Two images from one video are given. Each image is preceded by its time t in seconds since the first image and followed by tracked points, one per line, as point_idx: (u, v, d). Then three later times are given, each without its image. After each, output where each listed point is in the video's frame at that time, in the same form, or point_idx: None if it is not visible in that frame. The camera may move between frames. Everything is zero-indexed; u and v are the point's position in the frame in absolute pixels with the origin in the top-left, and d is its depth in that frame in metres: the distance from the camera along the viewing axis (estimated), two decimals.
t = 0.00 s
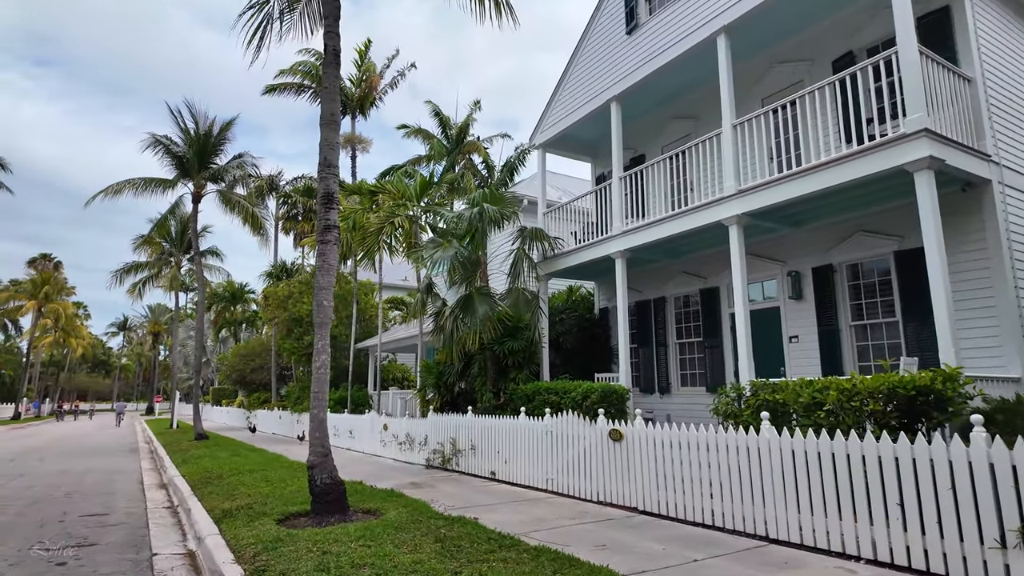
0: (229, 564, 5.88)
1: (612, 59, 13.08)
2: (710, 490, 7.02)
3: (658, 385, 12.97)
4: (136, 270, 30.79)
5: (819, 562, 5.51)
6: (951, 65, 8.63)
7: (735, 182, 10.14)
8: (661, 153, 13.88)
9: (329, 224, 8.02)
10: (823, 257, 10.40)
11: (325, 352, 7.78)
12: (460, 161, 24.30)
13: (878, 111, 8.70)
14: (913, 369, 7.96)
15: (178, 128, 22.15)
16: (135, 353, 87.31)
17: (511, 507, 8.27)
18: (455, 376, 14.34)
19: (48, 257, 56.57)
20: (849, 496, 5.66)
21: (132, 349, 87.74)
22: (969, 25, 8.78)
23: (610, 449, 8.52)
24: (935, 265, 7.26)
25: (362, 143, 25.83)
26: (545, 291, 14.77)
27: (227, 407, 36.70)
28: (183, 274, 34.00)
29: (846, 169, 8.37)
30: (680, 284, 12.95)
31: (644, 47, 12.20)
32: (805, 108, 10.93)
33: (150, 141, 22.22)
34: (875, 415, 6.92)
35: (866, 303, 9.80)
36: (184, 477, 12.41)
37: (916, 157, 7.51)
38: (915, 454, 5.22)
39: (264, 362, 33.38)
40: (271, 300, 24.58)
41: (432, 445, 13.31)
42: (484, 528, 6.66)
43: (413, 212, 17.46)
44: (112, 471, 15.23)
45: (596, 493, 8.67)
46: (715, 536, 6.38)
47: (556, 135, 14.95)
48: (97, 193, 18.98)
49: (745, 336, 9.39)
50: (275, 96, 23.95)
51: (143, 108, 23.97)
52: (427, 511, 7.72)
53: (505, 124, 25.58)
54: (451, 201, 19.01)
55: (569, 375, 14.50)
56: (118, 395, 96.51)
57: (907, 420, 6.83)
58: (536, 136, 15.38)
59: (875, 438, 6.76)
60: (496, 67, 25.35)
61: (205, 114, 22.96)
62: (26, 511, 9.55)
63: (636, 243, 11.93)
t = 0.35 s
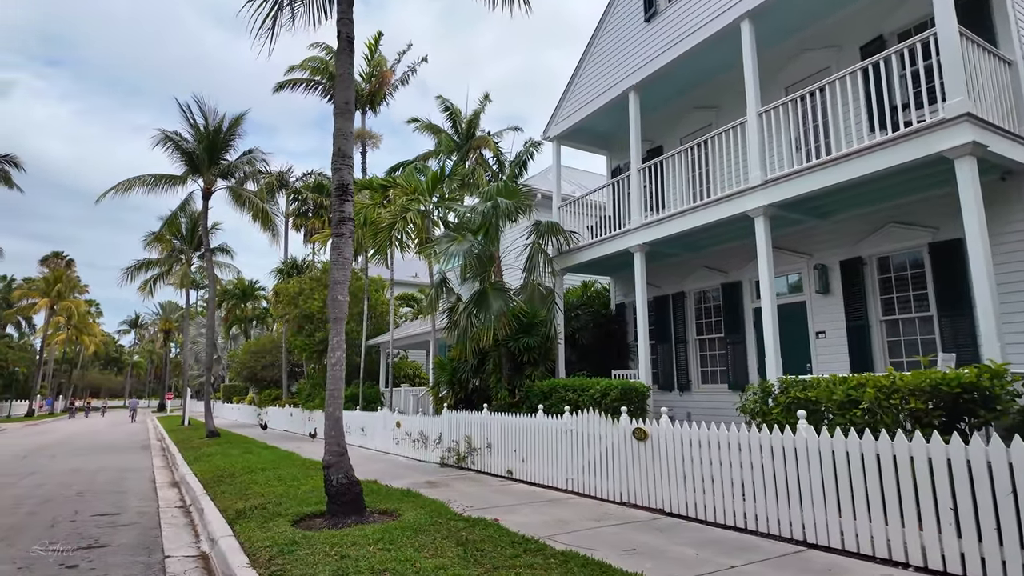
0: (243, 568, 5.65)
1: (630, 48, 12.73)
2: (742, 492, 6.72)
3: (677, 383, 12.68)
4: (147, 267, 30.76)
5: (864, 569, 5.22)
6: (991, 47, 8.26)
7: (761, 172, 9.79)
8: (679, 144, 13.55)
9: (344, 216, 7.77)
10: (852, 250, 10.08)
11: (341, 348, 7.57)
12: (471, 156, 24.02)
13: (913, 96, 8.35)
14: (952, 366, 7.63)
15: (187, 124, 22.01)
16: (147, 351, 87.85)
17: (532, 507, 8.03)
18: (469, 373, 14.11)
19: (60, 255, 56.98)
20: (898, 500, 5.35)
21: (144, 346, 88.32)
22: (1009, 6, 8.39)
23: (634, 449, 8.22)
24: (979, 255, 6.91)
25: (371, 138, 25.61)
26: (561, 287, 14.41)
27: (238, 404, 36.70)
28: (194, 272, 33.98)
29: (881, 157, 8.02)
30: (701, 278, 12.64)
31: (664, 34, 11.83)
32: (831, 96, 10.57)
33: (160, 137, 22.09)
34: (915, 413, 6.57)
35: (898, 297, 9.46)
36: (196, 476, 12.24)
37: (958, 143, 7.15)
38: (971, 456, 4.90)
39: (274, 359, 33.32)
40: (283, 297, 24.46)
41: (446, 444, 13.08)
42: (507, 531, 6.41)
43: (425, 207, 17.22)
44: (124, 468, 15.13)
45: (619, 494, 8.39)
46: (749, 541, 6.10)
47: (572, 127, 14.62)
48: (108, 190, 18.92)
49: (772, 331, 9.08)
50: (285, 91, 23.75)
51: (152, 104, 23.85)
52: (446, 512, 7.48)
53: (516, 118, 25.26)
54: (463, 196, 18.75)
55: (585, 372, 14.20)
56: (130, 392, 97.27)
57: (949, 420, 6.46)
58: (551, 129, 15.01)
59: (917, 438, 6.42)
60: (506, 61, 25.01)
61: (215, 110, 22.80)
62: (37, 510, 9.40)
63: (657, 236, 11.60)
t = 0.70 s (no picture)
0: (262, 573, 5.42)
1: (651, 37, 12.37)
2: (780, 494, 6.41)
3: (700, 380, 12.37)
4: (159, 265, 30.74)
5: None
6: None
7: (791, 163, 9.45)
8: (701, 136, 13.23)
9: (362, 208, 7.53)
10: (885, 243, 9.73)
11: (360, 345, 7.35)
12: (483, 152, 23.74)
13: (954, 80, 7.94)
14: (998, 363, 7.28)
15: (199, 121, 21.88)
16: (159, 349, 88.38)
17: (558, 509, 7.77)
18: (485, 371, 13.85)
19: (73, 254, 57.35)
20: (955, 506, 5.00)
21: (156, 344, 88.85)
22: None
23: (662, 449, 7.93)
24: None
25: (383, 134, 25.39)
26: (579, 283, 13.96)
27: (250, 401, 36.68)
28: (206, 270, 33.96)
29: (921, 145, 7.67)
30: (724, 273, 12.32)
31: (687, 22, 11.46)
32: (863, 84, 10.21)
33: (171, 134, 21.97)
34: (963, 412, 6.17)
35: (935, 291, 9.10)
36: (211, 474, 12.07)
37: (1006, 129, 6.79)
38: None
39: (286, 357, 33.23)
40: (295, 294, 24.32)
41: (463, 442, 12.84)
42: (535, 535, 6.15)
43: (439, 202, 16.97)
44: (137, 466, 15.01)
45: (646, 495, 8.10)
46: (791, 547, 5.81)
47: (590, 119, 14.30)
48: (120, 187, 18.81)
49: (804, 328, 8.75)
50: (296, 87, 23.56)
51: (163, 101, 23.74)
52: (469, 514, 7.24)
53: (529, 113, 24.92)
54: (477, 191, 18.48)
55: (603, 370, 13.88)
56: (142, 389, 97.97)
57: (1000, 419, 6.00)
58: (568, 121, 14.66)
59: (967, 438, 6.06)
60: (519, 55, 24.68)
61: (226, 106, 22.65)
62: (52, 509, 9.25)
63: (680, 230, 11.27)
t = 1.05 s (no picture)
0: None
1: (672, 26, 11.99)
2: (822, 500, 6.10)
3: (723, 379, 12.07)
4: (171, 264, 30.77)
5: None
6: None
7: (823, 154, 9.09)
8: (723, 129, 12.89)
9: (381, 202, 7.28)
10: (921, 237, 9.36)
11: (379, 343, 7.12)
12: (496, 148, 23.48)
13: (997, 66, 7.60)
14: None
15: (211, 119, 21.79)
16: (172, 348, 88.93)
17: (584, 513, 7.50)
18: (502, 370, 13.58)
19: (89, 254, 57.91)
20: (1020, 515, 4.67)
21: (169, 343, 89.42)
22: None
23: (692, 452, 7.62)
24: None
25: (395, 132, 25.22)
26: (598, 280, 13.64)
27: (263, 400, 36.71)
28: (219, 269, 33.97)
29: (964, 134, 7.31)
30: (749, 270, 11.99)
31: (710, 9, 11.03)
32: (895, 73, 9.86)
33: (184, 132, 21.90)
34: (1016, 413, 5.81)
35: (975, 287, 8.74)
36: (225, 475, 11.91)
37: None
38: None
39: (299, 355, 33.19)
40: (308, 293, 24.21)
41: (480, 443, 12.58)
42: (564, 542, 5.90)
43: (454, 199, 16.72)
44: (151, 466, 14.88)
45: (675, 500, 7.79)
46: (836, 557, 5.51)
47: (608, 113, 13.96)
48: (134, 185, 18.74)
49: (837, 325, 8.42)
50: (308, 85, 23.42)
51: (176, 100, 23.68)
52: (493, 518, 6.98)
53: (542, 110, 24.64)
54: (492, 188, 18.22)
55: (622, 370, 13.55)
56: (156, 388, 98.72)
57: None
58: (585, 115, 14.34)
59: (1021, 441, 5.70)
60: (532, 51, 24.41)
61: (238, 104, 22.55)
62: (65, 511, 9.11)
63: (703, 225, 10.94)
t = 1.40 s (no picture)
0: None
1: (694, 12, 11.59)
2: (868, 504, 5.74)
3: (748, 376, 11.70)
4: (184, 263, 30.73)
5: None
6: None
7: (857, 140, 8.67)
8: (746, 118, 12.50)
9: (398, 192, 6.98)
10: (959, 227, 8.94)
11: (396, 339, 6.83)
12: (508, 144, 23.16)
13: None
14: None
15: (223, 116, 21.63)
16: (185, 347, 89.37)
17: (610, 516, 7.17)
18: (518, 367, 13.25)
19: (102, 254, 58.25)
20: None
21: (182, 342, 89.92)
22: None
23: (723, 451, 7.26)
24: None
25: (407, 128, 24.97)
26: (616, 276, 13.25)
27: (275, 399, 36.65)
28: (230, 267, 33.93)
29: (1014, 115, 6.90)
30: (774, 263, 11.60)
31: None
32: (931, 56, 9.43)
33: (195, 129, 21.77)
34: None
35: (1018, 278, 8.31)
36: (238, 474, 11.71)
37: None
38: None
39: (311, 354, 33.05)
40: (320, 290, 24.03)
41: (497, 442, 12.28)
42: (594, 548, 5.58)
43: (468, 193, 16.42)
44: (164, 465, 14.71)
45: (705, 503, 7.43)
46: (887, 565, 5.16)
47: (626, 103, 13.59)
48: (145, 182, 18.62)
49: (873, 319, 8.02)
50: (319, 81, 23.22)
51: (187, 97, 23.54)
52: (516, 521, 6.68)
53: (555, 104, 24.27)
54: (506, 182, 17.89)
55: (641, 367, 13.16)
56: (169, 387, 99.39)
57: None
58: (602, 106, 13.98)
59: None
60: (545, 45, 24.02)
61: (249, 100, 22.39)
62: (76, 511, 8.92)
63: (729, 216, 10.55)
